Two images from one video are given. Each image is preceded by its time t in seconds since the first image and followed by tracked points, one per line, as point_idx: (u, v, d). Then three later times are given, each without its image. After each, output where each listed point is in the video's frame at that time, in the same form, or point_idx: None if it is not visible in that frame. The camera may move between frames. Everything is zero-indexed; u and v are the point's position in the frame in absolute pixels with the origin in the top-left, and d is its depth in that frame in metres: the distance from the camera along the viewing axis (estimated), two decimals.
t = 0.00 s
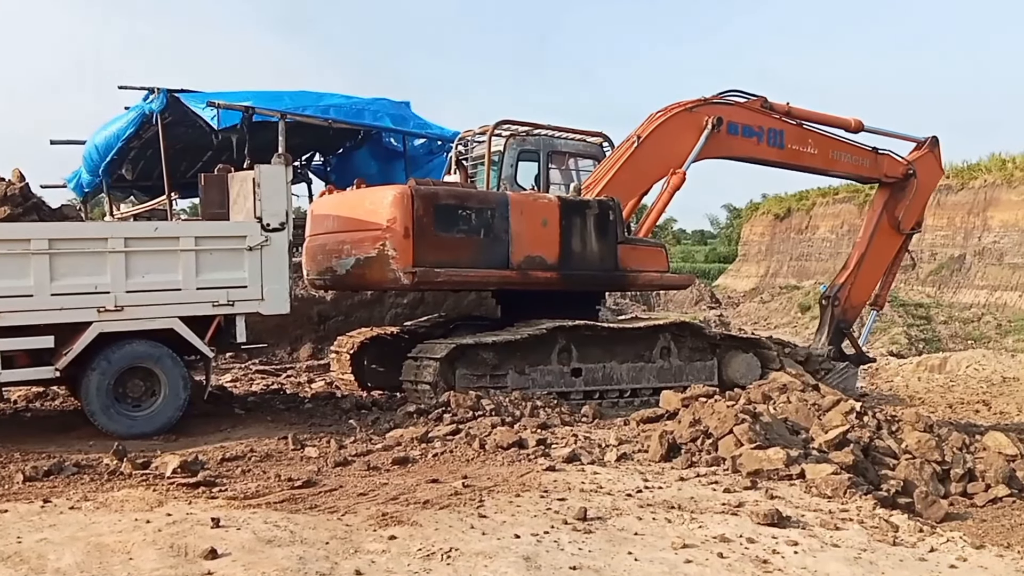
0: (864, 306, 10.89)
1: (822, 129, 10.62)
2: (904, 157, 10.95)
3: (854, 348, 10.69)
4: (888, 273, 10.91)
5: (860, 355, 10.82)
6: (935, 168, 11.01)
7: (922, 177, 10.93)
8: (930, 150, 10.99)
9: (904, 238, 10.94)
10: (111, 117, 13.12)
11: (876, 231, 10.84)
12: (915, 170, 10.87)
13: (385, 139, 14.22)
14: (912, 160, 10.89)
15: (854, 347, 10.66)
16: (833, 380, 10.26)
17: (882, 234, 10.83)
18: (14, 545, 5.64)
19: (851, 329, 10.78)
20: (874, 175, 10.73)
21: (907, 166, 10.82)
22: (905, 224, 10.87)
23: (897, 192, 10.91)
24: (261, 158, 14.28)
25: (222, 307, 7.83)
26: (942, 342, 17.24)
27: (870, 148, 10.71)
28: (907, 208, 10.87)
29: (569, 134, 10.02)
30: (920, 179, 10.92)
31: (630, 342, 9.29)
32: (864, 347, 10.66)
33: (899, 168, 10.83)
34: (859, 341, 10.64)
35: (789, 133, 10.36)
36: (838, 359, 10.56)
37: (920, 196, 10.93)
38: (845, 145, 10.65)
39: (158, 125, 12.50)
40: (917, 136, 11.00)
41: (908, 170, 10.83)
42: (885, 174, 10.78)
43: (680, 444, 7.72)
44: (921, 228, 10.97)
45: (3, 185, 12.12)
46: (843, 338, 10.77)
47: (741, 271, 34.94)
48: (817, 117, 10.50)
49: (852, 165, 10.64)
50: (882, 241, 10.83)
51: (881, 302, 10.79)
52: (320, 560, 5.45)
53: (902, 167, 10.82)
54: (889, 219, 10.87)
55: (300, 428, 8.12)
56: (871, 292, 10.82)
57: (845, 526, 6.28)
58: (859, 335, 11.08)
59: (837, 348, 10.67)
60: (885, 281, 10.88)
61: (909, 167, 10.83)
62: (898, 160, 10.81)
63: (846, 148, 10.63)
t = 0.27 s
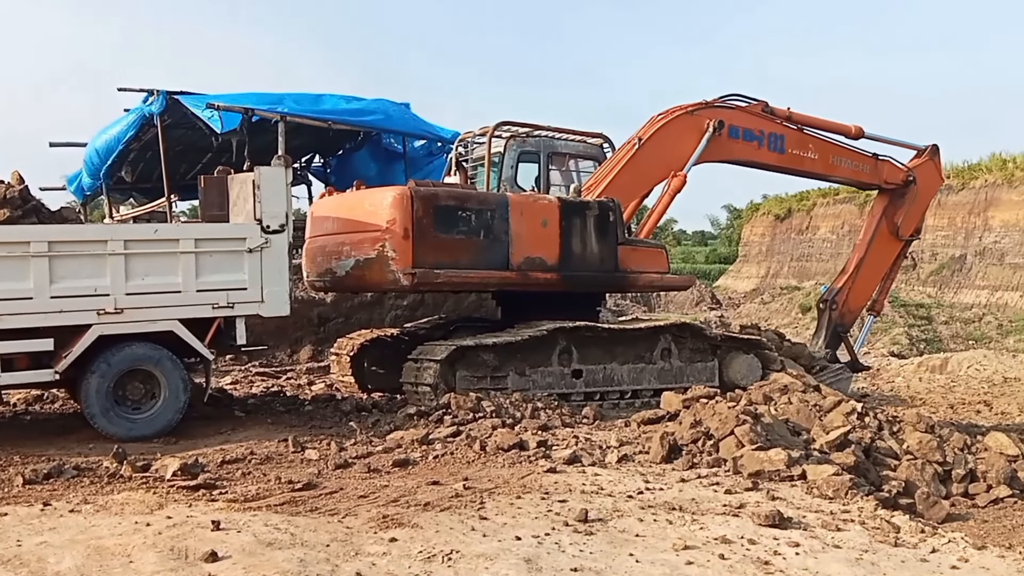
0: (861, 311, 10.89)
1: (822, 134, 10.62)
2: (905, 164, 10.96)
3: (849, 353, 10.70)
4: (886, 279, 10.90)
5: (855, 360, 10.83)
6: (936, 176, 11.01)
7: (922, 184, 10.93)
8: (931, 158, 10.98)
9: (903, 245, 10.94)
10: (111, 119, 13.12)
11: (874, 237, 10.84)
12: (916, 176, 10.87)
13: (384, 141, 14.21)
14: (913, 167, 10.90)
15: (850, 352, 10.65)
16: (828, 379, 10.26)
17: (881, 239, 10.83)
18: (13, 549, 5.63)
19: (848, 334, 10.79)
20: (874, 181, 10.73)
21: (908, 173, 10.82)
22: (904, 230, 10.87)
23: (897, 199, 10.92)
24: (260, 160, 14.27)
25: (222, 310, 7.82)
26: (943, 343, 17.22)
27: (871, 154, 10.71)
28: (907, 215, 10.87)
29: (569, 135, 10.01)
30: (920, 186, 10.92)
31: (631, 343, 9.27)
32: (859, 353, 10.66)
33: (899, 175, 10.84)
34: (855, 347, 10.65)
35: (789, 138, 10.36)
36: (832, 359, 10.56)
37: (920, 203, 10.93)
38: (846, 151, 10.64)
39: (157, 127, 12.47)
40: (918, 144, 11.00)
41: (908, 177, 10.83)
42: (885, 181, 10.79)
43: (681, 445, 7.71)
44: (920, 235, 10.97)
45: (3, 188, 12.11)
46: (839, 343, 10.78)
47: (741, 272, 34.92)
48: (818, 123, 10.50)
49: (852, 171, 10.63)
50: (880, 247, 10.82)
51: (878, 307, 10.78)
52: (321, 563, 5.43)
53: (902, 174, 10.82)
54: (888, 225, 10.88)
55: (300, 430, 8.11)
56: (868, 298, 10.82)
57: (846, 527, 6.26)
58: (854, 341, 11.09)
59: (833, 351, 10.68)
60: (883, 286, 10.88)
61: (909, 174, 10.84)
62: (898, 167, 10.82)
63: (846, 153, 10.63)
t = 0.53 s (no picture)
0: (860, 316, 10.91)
1: (824, 139, 10.62)
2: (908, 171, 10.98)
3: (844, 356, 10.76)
4: (886, 285, 10.92)
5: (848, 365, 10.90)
6: (939, 185, 11.03)
7: (925, 192, 10.95)
8: (936, 166, 10.99)
9: (904, 252, 10.96)
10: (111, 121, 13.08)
11: (876, 242, 10.86)
12: (919, 184, 10.89)
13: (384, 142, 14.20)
14: (917, 175, 10.92)
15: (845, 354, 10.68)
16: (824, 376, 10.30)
17: (882, 245, 10.85)
18: (13, 552, 5.62)
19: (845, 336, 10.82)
20: (876, 187, 10.77)
21: (911, 180, 10.85)
22: (905, 237, 10.89)
23: (900, 205, 10.93)
24: (260, 162, 14.25)
25: (222, 312, 7.80)
26: (944, 343, 17.20)
27: (874, 161, 10.72)
28: (909, 222, 10.89)
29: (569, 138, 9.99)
30: (923, 194, 10.94)
31: (630, 344, 9.26)
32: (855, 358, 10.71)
33: (902, 182, 10.87)
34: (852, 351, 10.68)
35: (792, 142, 10.35)
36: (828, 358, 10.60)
37: (923, 210, 10.95)
38: (848, 157, 10.65)
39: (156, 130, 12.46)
40: (923, 152, 11.02)
41: (911, 184, 10.85)
42: (887, 187, 10.81)
43: (682, 447, 7.70)
44: (921, 243, 10.99)
45: (2, 191, 12.10)
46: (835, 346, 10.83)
47: (741, 273, 34.91)
48: (820, 129, 10.50)
49: (854, 177, 10.65)
50: (881, 252, 10.85)
51: (877, 313, 10.80)
52: (321, 565, 5.42)
53: (905, 181, 10.85)
54: (890, 230, 10.90)
55: (300, 432, 8.09)
56: (867, 303, 10.84)
57: (848, 528, 6.25)
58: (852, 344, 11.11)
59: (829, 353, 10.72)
60: (883, 292, 10.90)
61: (912, 181, 10.86)
62: (901, 174, 10.85)
63: (849, 159, 10.63)
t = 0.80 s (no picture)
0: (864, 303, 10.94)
1: (827, 129, 10.59)
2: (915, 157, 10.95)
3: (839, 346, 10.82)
4: (890, 272, 10.93)
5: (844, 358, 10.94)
6: (947, 170, 10.98)
7: (932, 178, 10.91)
8: (943, 153, 10.95)
9: (910, 238, 10.95)
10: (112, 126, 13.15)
11: (880, 229, 10.87)
12: (926, 170, 10.86)
13: (384, 145, 14.20)
14: (924, 161, 10.88)
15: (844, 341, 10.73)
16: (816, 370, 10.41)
17: (886, 232, 10.86)
18: (13, 556, 5.62)
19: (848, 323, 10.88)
20: (881, 175, 10.74)
21: (917, 166, 10.81)
22: (911, 224, 10.88)
23: (906, 192, 10.92)
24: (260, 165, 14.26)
25: (221, 316, 7.81)
26: (943, 345, 17.20)
27: (878, 148, 10.70)
28: (915, 208, 10.88)
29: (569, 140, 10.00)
30: (930, 180, 10.90)
31: (630, 347, 9.26)
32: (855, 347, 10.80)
33: (909, 169, 10.84)
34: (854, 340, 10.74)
35: (793, 134, 10.33)
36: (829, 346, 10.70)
37: (929, 197, 10.92)
38: (852, 146, 10.62)
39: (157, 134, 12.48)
40: (931, 138, 10.98)
41: (917, 170, 10.82)
42: (894, 173, 10.78)
43: (681, 449, 7.69)
44: (928, 230, 10.97)
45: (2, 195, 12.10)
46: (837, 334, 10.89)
47: (742, 275, 34.91)
48: (822, 119, 10.48)
49: (859, 166, 10.62)
50: (885, 239, 10.86)
51: (880, 300, 10.83)
52: (321, 569, 5.42)
53: (912, 167, 10.82)
54: (895, 217, 10.90)
55: (300, 436, 8.10)
56: (871, 290, 10.87)
57: (848, 530, 6.25)
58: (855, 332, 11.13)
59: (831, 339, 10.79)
60: (887, 278, 10.92)
61: (919, 167, 10.83)
62: (907, 160, 10.81)
63: (852, 148, 10.62)
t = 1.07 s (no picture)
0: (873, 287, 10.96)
1: (831, 117, 10.58)
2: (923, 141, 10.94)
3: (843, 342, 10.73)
4: (900, 256, 10.94)
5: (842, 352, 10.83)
6: (957, 153, 10.95)
7: (941, 162, 10.89)
8: (952, 135, 10.93)
9: (919, 222, 10.94)
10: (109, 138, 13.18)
11: (889, 212, 10.89)
12: (934, 153, 10.84)
13: (384, 149, 14.20)
14: (932, 144, 10.87)
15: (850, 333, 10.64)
16: (820, 356, 10.24)
17: (895, 215, 10.88)
18: (11, 561, 5.60)
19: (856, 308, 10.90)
20: (888, 160, 10.73)
21: (925, 149, 10.81)
22: (920, 207, 10.88)
23: (915, 174, 10.91)
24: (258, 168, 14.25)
25: (220, 319, 7.79)
26: (943, 348, 17.20)
27: (884, 133, 10.71)
28: (924, 190, 10.88)
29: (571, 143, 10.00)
30: (939, 163, 10.89)
31: (629, 350, 9.25)
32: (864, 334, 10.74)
33: (917, 152, 10.83)
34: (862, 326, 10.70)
35: (795, 123, 10.31)
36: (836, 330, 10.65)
37: (938, 180, 10.90)
38: (856, 132, 10.62)
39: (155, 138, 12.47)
40: (941, 121, 10.97)
41: (926, 153, 10.82)
42: (901, 157, 10.77)
43: (681, 452, 7.68)
44: (937, 213, 10.95)
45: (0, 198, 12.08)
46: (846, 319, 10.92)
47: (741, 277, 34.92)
48: (826, 106, 10.46)
49: (864, 151, 10.62)
50: (894, 223, 10.87)
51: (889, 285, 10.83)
52: (320, 573, 5.41)
53: (920, 151, 10.81)
54: (904, 200, 10.90)
55: (299, 439, 8.09)
56: (880, 274, 10.90)
57: (847, 533, 6.25)
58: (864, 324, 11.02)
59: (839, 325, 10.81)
60: (896, 263, 10.93)
61: (927, 151, 10.82)
62: (913, 144, 10.81)
63: (857, 134, 10.62)
